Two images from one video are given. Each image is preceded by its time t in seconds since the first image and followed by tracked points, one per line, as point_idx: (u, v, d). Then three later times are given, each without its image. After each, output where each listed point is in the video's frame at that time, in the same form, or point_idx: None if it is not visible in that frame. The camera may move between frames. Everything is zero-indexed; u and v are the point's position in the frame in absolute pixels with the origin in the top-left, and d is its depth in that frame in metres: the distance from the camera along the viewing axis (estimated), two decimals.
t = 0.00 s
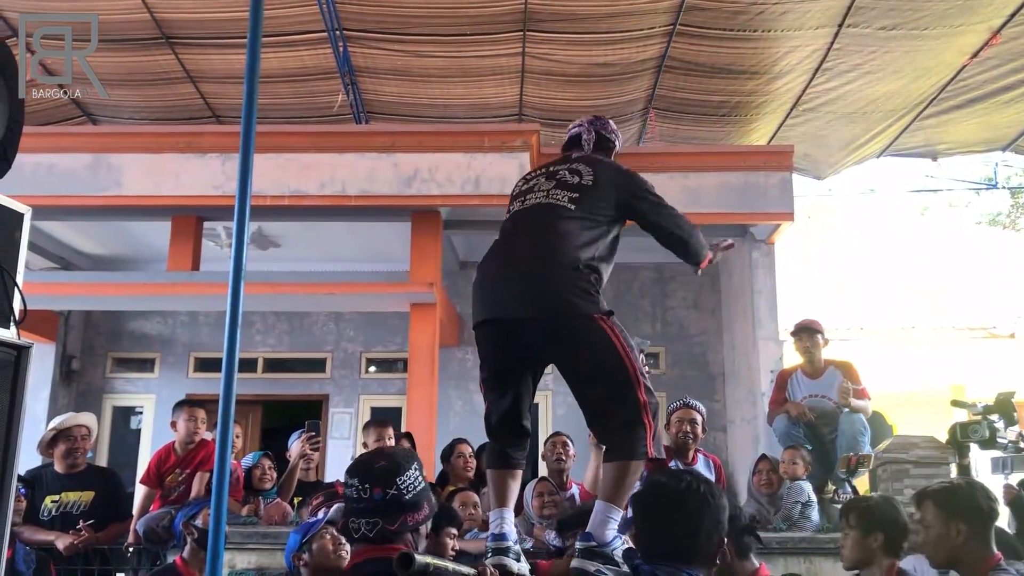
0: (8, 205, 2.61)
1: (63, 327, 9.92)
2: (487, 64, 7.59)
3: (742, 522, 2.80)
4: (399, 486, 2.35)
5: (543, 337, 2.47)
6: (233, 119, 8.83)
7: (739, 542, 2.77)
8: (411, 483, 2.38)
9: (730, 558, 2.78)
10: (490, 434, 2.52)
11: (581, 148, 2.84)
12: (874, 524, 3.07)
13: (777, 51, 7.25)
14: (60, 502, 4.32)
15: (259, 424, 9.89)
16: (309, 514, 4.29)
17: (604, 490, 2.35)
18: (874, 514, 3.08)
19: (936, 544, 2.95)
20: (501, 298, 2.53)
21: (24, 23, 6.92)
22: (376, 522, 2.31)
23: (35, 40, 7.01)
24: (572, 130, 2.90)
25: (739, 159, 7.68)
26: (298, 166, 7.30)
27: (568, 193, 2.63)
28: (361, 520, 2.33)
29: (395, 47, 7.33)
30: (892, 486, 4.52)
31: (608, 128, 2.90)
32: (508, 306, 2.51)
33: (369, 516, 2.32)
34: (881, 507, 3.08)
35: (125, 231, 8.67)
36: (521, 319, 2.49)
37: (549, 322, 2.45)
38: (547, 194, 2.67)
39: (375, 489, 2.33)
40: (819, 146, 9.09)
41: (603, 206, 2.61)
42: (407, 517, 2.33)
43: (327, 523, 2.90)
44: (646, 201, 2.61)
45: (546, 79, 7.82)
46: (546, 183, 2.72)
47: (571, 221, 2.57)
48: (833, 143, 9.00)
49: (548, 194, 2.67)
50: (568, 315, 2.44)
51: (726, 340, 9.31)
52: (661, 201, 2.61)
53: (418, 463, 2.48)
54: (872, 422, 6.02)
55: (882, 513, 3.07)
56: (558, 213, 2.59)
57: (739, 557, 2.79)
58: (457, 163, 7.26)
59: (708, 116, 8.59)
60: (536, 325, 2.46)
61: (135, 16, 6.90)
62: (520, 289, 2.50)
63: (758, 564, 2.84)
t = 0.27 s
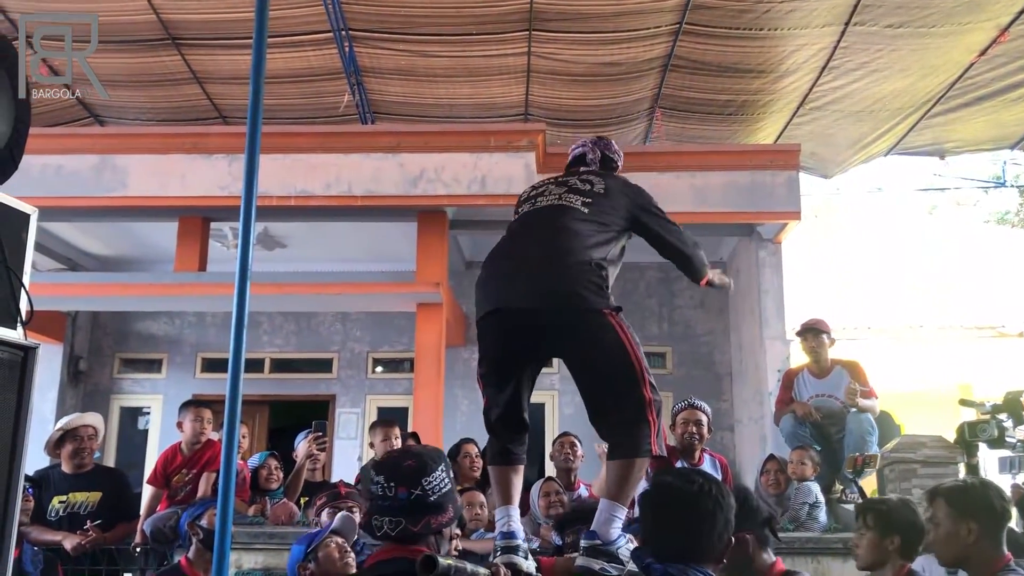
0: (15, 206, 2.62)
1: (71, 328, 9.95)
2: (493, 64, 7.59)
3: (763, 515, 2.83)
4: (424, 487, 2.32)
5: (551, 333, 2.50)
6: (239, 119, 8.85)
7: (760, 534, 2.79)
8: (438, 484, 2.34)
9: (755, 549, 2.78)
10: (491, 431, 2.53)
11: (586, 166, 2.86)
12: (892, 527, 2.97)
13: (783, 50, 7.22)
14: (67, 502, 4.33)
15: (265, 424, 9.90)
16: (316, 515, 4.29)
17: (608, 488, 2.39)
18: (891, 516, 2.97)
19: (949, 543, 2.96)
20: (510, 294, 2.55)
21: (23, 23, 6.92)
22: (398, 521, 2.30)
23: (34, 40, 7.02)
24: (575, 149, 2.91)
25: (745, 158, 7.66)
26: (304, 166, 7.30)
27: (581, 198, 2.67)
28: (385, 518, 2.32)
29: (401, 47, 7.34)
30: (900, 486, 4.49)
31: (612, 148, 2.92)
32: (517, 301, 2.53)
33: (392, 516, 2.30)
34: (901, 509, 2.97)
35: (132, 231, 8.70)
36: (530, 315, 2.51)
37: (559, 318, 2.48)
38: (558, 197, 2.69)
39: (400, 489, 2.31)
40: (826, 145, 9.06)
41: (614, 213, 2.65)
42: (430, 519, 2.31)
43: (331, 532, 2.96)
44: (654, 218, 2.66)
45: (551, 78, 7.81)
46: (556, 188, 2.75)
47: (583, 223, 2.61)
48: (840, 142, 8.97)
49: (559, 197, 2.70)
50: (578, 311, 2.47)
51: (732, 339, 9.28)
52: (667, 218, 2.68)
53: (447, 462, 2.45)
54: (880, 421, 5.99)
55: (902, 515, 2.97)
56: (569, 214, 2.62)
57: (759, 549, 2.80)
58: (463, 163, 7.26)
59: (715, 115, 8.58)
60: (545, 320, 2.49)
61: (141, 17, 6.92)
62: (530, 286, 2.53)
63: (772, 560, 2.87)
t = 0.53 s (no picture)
0: (22, 208, 2.62)
1: (79, 329, 9.99)
2: (499, 64, 7.58)
3: (779, 514, 2.84)
4: (430, 487, 2.35)
5: (563, 329, 2.49)
6: (246, 120, 8.87)
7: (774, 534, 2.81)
8: (442, 484, 2.38)
9: (764, 547, 2.82)
10: (503, 430, 2.52)
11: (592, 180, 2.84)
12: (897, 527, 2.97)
13: (790, 49, 7.20)
14: (76, 503, 4.34)
15: (273, 425, 9.92)
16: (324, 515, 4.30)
17: (614, 488, 2.40)
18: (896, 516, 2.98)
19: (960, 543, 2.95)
20: (523, 291, 2.55)
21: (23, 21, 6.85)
22: (404, 522, 2.31)
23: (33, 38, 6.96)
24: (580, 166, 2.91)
25: (751, 157, 7.64)
26: (311, 166, 7.31)
27: (597, 203, 2.69)
28: (389, 519, 2.33)
29: (407, 48, 7.34)
30: (908, 486, 4.48)
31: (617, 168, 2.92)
32: (532, 299, 2.53)
33: (398, 516, 2.32)
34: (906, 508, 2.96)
35: (139, 233, 8.72)
36: (543, 312, 2.51)
37: (572, 315, 2.48)
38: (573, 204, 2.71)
39: (405, 489, 2.34)
40: (833, 144, 9.04)
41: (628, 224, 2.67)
42: (437, 519, 2.32)
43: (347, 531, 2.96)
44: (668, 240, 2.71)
45: (558, 78, 7.81)
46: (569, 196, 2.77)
47: (598, 226, 2.62)
48: (847, 141, 8.95)
49: (574, 202, 2.71)
50: (592, 308, 2.48)
51: (740, 339, 9.27)
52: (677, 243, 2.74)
53: (451, 463, 2.48)
54: (888, 421, 5.97)
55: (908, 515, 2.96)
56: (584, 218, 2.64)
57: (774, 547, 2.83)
58: (469, 163, 7.26)
59: (722, 114, 8.56)
60: (559, 316, 2.49)
61: (147, 18, 6.94)
62: (543, 283, 2.53)
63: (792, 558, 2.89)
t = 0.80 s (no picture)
0: (27, 208, 2.62)
1: (86, 330, 10.01)
2: (504, 64, 7.58)
3: (776, 516, 2.81)
4: (425, 487, 2.37)
5: (569, 323, 2.52)
6: (252, 121, 8.88)
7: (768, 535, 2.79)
8: (437, 484, 2.40)
9: (758, 547, 2.80)
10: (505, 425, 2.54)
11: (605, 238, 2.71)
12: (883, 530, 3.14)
13: (797, 47, 7.18)
14: (83, 503, 4.34)
15: (279, 425, 9.93)
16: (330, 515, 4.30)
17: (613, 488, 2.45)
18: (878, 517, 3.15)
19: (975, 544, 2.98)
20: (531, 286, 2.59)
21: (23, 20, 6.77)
22: (400, 523, 2.33)
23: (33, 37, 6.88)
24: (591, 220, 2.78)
25: (758, 156, 7.62)
26: (316, 167, 7.32)
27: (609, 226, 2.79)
28: (385, 521, 2.35)
29: (412, 48, 7.34)
30: (917, 486, 4.45)
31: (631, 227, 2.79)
32: (540, 295, 2.57)
33: (394, 518, 2.34)
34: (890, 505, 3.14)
35: (146, 233, 8.74)
36: (550, 306, 2.55)
37: (579, 308, 2.50)
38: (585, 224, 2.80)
39: (400, 489, 2.35)
40: (840, 142, 9.02)
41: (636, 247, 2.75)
42: (433, 519, 2.35)
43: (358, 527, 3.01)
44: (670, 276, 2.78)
45: (563, 78, 7.80)
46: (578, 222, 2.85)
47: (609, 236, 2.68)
48: (854, 140, 8.93)
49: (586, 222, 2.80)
50: (601, 304, 2.49)
51: (747, 339, 9.25)
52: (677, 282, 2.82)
53: (443, 462, 2.51)
54: (895, 421, 5.94)
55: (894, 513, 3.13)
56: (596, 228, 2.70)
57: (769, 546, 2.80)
58: (475, 164, 7.26)
59: (728, 113, 8.54)
60: (566, 310, 2.52)
61: (153, 20, 6.95)
62: (551, 279, 2.57)
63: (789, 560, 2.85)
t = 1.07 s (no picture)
0: (36, 208, 2.63)
1: (95, 330, 10.05)
2: (511, 64, 7.58)
3: (778, 512, 2.80)
4: (432, 483, 2.41)
5: (576, 372, 2.66)
6: (259, 121, 8.91)
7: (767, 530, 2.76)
8: (443, 479, 2.45)
9: (758, 543, 2.77)
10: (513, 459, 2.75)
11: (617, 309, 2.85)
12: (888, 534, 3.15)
13: (804, 45, 7.16)
14: (92, 502, 4.35)
15: (287, 425, 9.95)
16: (338, 515, 4.31)
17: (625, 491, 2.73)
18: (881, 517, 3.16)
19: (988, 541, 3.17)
20: (534, 325, 2.67)
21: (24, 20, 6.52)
22: (410, 519, 2.36)
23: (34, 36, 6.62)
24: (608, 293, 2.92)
25: (765, 155, 7.60)
26: (324, 167, 7.33)
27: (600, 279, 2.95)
28: (393, 519, 2.37)
29: (419, 48, 7.35)
30: (926, 484, 4.43)
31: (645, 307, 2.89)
32: (542, 347, 2.66)
33: (403, 515, 2.36)
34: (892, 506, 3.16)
35: (154, 234, 8.78)
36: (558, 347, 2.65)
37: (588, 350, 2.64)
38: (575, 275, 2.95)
39: (409, 487, 2.39)
40: (847, 140, 9.00)
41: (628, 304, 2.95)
42: (441, 514, 2.38)
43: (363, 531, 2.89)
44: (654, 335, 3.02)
45: (570, 77, 7.80)
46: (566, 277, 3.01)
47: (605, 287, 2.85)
48: (862, 138, 8.90)
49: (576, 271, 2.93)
50: (608, 356, 2.65)
51: (755, 338, 9.22)
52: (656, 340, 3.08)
53: (446, 459, 2.55)
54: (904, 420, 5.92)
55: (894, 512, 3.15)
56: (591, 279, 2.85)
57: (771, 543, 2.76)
58: (482, 163, 7.27)
59: (736, 112, 8.52)
60: (574, 350, 2.64)
61: (161, 21, 6.98)
62: (556, 317, 2.66)
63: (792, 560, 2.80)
